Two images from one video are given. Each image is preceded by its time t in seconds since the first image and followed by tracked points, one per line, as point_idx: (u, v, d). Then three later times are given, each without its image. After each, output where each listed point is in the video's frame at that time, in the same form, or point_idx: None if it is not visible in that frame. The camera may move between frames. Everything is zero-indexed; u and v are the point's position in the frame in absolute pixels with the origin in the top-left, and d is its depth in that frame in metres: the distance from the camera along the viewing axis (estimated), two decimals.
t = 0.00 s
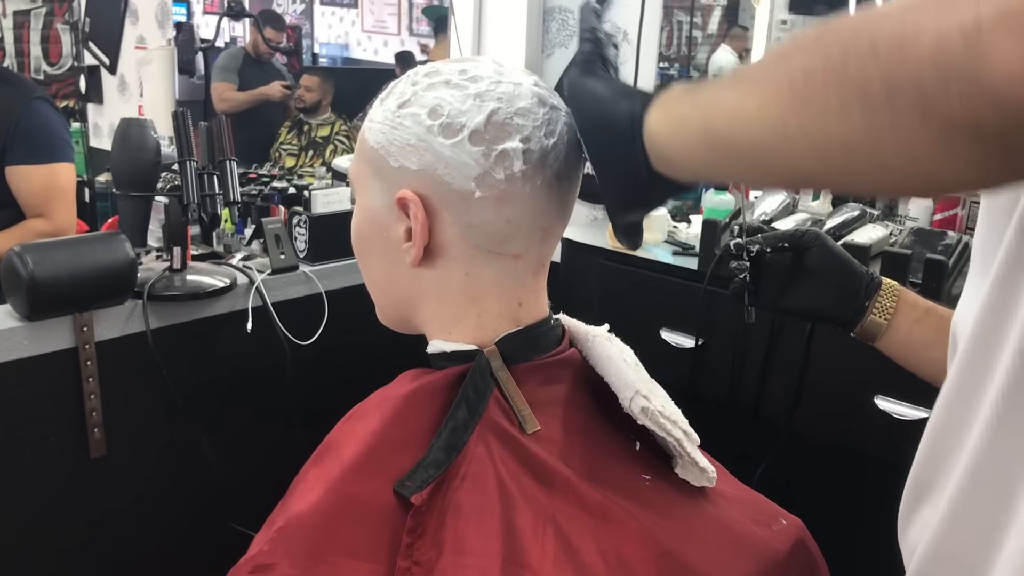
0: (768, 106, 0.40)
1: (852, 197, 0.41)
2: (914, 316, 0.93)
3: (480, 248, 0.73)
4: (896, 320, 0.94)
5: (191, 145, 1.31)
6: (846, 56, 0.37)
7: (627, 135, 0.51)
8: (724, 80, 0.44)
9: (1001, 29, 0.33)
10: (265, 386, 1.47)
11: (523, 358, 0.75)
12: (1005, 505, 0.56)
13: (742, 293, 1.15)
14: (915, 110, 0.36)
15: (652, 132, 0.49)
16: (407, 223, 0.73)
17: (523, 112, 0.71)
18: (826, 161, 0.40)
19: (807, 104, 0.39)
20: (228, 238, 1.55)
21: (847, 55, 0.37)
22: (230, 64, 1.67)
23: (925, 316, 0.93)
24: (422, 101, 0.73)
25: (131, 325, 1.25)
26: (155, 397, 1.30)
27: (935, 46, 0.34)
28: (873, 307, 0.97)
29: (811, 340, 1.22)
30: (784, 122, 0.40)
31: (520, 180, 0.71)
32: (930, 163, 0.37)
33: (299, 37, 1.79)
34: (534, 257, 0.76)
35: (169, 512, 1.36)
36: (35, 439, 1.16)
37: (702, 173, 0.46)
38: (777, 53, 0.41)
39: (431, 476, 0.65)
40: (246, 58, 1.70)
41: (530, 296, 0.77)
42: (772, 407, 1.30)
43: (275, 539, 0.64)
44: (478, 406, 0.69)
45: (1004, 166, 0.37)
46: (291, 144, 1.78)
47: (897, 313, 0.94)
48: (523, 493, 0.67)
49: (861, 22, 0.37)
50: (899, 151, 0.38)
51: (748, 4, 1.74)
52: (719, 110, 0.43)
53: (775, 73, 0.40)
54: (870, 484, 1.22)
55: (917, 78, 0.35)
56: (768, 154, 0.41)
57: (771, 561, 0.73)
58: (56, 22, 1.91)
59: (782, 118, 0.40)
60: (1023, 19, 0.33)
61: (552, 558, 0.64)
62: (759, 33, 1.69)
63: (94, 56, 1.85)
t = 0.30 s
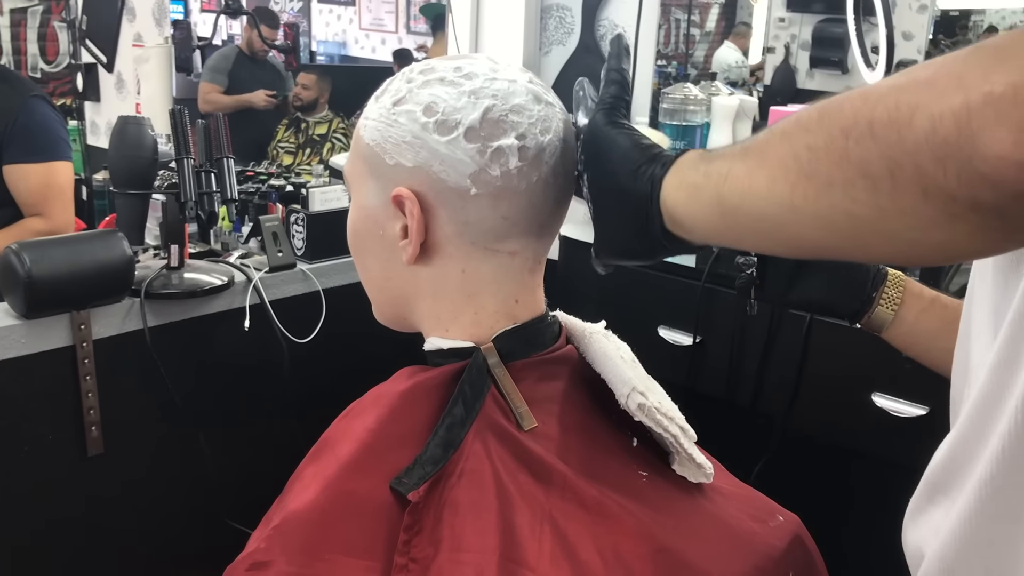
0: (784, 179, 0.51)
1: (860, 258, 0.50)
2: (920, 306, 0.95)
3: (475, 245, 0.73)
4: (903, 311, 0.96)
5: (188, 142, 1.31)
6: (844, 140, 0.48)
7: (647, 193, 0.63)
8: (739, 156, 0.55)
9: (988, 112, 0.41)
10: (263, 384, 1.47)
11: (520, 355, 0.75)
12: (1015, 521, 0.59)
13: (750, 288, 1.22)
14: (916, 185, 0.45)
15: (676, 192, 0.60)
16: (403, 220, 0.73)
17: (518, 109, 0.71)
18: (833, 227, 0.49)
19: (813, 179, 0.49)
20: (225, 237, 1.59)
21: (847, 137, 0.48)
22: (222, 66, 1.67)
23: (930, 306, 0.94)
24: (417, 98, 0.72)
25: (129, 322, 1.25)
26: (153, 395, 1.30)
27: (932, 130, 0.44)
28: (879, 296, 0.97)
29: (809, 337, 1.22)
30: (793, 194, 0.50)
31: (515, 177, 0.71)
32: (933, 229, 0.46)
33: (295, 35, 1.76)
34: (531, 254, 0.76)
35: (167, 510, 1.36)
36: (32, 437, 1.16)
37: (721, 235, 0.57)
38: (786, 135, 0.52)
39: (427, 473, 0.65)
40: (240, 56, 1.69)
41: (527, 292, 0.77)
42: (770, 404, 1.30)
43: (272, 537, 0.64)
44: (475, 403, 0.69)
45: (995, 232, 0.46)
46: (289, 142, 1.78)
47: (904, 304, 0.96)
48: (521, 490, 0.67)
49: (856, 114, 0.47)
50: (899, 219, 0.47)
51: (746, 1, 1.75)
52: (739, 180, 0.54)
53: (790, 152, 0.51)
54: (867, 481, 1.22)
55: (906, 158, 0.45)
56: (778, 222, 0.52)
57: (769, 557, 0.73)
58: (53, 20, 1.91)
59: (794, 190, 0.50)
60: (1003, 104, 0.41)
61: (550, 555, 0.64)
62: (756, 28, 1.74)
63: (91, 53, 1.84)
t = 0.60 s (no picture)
0: (798, 193, 0.52)
1: (869, 271, 0.51)
2: (925, 301, 0.95)
3: (472, 246, 0.73)
4: (908, 306, 0.96)
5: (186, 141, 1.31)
6: (854, 157, 0.49)
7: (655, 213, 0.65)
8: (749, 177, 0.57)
9: (994, 126, 0.43)
10: (261, 382, 1.47)
11: (518, 356, 0.75)
12: None
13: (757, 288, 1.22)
14: (923, 199, 0.46)
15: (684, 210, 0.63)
16: (400, 221, 0.73)
17: (513, 110, 0.72)
18: (845, 243, 0.50)
19: (825, 192, 0.50)
20: (225, 236, 1.59)
21: (857, 153, 0.49)
22: (220, 63, 1.67)
23: (936, 300, 0.94)
24: (412, 100, 0.73)
25: (128, 321, 1.25)
26: (152, 394, 1.30)
27: (941, 144, 0.45)
28: (885, 292, 0.98)
29: (806, 335, 1.23)
30: (808, 209, 0.51)
31: (511, 177, 0.71)
32: (941, 241, 0.47)
33: (293, 33, 1.77)
34: (528, 254, 0.76)
35: (166, 509, 1.36)
36: (31, 435, 1.16)
37: (732, 255, 0.58)
38: (795, 154, 0.53)
39: (426, 473, 0.65)
40: (237, 54, 1.70)
41: (524, 292, 0.77)
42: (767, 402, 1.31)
43: (270, 537, 0.64)
44: (473, 403, 0.69)
45: (1003, 246, 0.46)
46: (286, 140, 1.78)
47: (909, 299, 0.96)
48: (519, 490, 0.67)
49: (862, 131, 0.49)
50: (910, 233, 0.47)
51: None
52: (750, 198, 0.55)
53: (801, 168, 0.52)
54: (864, 478, 1.23)
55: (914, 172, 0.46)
56: (787, 238, 0.53)
57: (766, 555, 0.73)
58: (51, 18, 1.90)
59: (805, 204, 0.51)
60: (1012, 119, 0.42)
61: (549, 554, 0.65)
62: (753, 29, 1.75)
63: (88, 52, 1.84)
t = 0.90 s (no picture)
0: (943, 376, 0.45)
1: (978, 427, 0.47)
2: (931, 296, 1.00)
3: (476, 244, 0.73)
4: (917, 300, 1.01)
5: (186, 139, 1.31)
6: (1018, 344, 0.42)
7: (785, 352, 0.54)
8: (887, 338, 0.48)
9: None
10: (260, 380, 1.47)
11: (520, 353, 0.75)
12: None
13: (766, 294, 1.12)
14: None
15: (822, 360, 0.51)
16: (405, 218, 0.73)
17: (519, 108, 0.72)
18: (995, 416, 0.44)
19: (977, 381, 0.44)
20: (224, 232, 1.56)
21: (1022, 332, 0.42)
22: (223, 59, 1.67)
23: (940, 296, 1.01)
24: (419, 97, 0.73)
25: (126, 319, 1.24)
26: (151, 392, 1.30)
27: None
28: (893, 289, 1.01)
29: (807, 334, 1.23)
30: (968, 397, 0.44)
31: (516, 176, 0.71)
32: None
33: (292, 31, 1.76)
34: (532, 252, 0.76)
35: (165, 507, 1.36)
36: (29, 433, 1.16)
37: (861, 397, 0.49)
38: (944, 315, 0.46)
39: (428, 470, 0.66)
40: (240, 52, 1.70)
41: (527, 290, 0.77)
42: (767, 402, 1.31)
43: (273, 533, 0.64)
44: (475, 401, 0.69)
45: None
46: (286, 138, 1.78)
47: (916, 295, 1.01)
48: (521, 488, 0.67)
49: None
50: None
51: None
52: (892, 372, 0.47)
53: (944, 351, 0.45)
54: (864, 477, 1.23)
55: None
56: (932, 403, 0.46)
57: (766, 554, 0.73)
58: (51, 16, 1.90)
59: (952, 373, 0.45)
60: None
61: (549, 552, 0.65)
62: (753, 28, 1.78)
63: (88, 50, 1.84)
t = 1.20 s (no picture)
0: (894, 479, 0.51)
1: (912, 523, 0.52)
2: (911, 300, 1.01)
3: (480, 243, 0.73)
4: (898, 306, 1.01)
5: (186, 138, 1.31)
6: (934, 442, 0.50)
7: (723, 448, 0.61)
8: (833, 445, 0.55)
9: None
10: (260, 379, 1.47)
11: (521, 353, 0.75)
12: None
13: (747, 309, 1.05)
14: (992, 479, 0.48)
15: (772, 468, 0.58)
16: (408, 217, 0.73)
17: (524, 108, 0.72)
18: (911, 508, 0.51)
19: (918, 478, 0.51)
20: (225, 231, 1.58)
21: (939, 431, 0.50)
22: (225, 58, 1.67)
23: (920, 298, 1.01)
24: (423, 95, 0.73)
25: (127, 318, 1.25)
26: (152, 391, 1.30)
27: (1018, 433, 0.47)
28: (874, 295, 1.02)
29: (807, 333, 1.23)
30: (909, 498, 0.51)
31: (520, 175, 0.71)
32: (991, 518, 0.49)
33: (293, 31, 1.76)
34: (534, 252, 0.76)
35: (165, 506, 1.36)
36: (31, 432, 1.16)
37: (799, 486, 0.56)
38: (878, 420, 0.54)
39: (429, 470, 0.66)
40: (241, 52, 1.70)
41: (529, 290, 0.77)
42: (767, 401, 1.31)
43: (274, 533, 0.64)
44: (476, 400, 0.70)
45: None
46: (286, 137, 1.78)
47: (898, 299, 1.01)
48: (521, 487, 0.67)
49: (948, 416, 0.50)
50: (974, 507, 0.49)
51: None
52: (846, 478, 0.53)
53: (894, 459, 0.52)
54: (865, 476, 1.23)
55: None
56: (861, 493, 0.53)
57: (768, 553, 0.73)
58: (51, 15, 1.89)
59: (878, 470, 0.52)
60: None
61: (550, 551, 0.65)
62: (753, 28, 1.79)
63: (88, 49, 1.84)
